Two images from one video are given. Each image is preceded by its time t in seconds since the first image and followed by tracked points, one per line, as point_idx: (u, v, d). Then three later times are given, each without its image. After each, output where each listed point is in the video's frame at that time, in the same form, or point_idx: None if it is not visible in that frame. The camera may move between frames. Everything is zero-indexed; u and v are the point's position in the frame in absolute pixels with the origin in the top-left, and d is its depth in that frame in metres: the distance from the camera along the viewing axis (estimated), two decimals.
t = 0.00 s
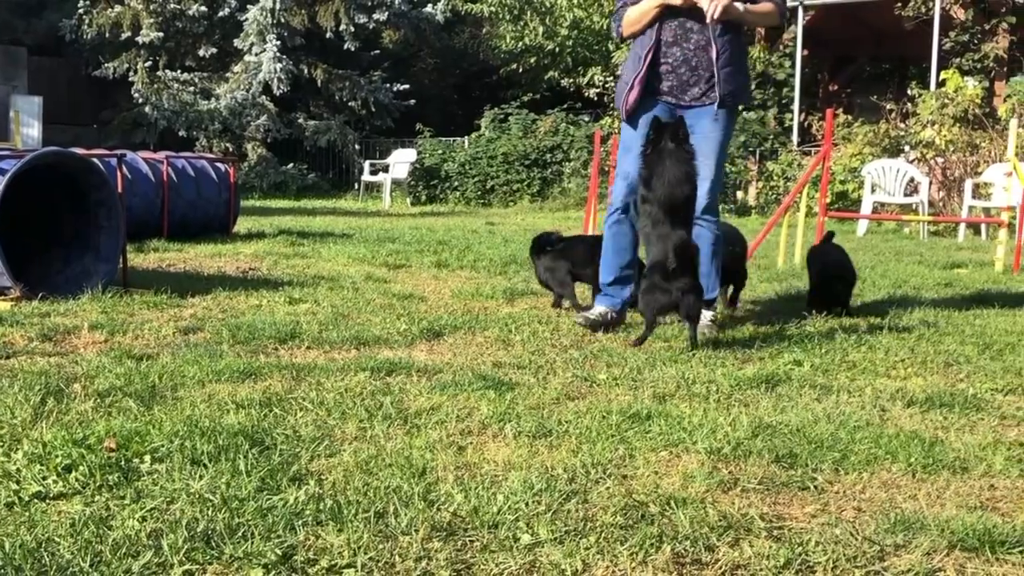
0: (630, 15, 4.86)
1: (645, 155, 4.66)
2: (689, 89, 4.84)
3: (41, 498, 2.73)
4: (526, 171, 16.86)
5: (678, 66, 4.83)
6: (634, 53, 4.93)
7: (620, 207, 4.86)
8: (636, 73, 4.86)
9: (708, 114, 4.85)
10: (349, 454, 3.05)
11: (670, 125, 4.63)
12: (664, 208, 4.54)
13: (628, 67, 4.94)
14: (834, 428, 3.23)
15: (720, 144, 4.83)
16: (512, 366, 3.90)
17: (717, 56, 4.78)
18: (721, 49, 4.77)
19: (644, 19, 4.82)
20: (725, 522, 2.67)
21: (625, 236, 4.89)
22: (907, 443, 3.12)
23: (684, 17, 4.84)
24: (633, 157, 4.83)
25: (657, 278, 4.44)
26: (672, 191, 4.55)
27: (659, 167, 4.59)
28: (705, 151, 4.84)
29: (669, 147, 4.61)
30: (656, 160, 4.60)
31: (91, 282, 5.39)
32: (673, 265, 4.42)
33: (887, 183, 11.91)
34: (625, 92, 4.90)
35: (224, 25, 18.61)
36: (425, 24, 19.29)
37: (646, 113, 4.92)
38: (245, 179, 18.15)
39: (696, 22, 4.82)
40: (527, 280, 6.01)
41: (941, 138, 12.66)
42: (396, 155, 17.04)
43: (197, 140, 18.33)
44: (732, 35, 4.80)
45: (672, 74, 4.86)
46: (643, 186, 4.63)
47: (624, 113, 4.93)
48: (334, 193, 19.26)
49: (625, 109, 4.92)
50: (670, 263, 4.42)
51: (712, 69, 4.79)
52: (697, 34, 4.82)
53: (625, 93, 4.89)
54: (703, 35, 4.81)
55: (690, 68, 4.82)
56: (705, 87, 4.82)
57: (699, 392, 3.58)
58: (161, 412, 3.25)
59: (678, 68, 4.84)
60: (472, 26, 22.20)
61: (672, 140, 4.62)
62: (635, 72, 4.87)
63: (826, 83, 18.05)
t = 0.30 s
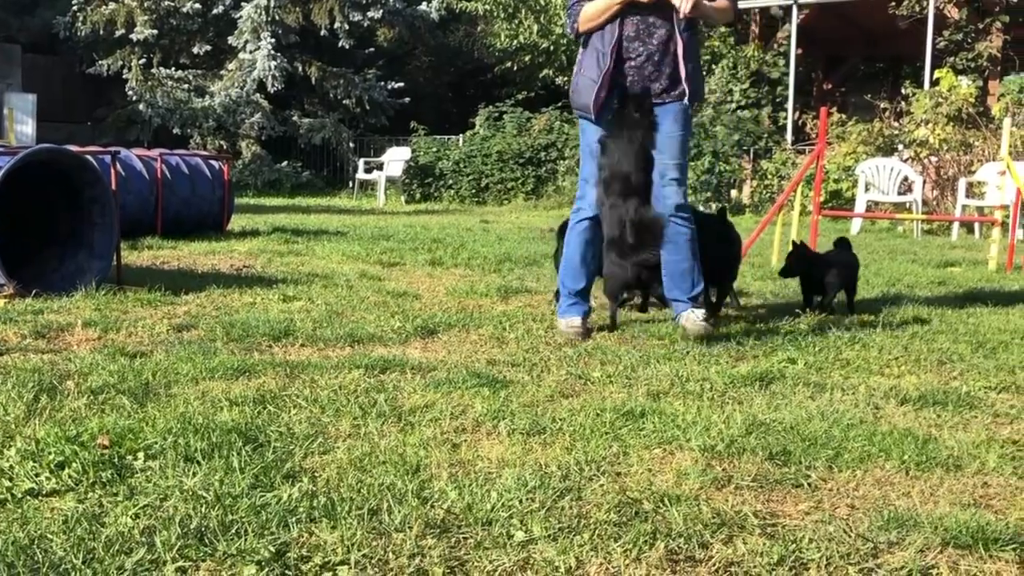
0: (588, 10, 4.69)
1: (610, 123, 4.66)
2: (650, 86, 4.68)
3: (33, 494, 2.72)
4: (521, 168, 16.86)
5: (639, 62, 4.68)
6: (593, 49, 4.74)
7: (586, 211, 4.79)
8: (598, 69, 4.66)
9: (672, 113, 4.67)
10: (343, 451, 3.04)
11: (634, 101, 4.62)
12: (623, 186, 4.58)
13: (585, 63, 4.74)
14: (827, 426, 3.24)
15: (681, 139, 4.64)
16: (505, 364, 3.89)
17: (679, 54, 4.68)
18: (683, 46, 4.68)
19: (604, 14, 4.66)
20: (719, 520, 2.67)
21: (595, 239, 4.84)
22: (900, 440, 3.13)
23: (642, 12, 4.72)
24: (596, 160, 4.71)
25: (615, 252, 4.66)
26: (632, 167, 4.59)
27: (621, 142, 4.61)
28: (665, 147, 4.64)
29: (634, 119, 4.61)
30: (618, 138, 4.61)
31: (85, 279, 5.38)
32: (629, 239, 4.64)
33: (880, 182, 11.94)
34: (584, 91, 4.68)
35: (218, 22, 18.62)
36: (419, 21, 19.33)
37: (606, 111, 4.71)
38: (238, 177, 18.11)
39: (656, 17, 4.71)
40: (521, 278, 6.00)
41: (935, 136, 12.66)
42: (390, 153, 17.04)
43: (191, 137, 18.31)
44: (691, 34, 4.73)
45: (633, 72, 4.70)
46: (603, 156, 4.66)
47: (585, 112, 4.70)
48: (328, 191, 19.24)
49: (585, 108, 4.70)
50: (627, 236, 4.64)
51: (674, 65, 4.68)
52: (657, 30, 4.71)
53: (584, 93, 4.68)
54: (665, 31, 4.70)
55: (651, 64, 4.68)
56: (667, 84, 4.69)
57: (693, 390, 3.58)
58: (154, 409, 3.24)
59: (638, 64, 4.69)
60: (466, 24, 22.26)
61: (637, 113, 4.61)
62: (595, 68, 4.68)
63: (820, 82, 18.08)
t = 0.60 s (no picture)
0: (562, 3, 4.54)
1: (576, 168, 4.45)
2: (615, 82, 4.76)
3: (28, 489, 2.72)
4: (517, 164, 16.86)
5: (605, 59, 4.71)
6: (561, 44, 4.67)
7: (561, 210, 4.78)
8: (570, 64, 4.62)
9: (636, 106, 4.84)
10: (338, 446, 3.04)
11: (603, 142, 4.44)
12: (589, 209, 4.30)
13: (552, 58, 4.69)
14: (823, 420, 3.24)
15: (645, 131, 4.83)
16: (501, 359, 3.89)
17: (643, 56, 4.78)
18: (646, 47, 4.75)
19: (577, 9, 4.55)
20: (715, 513, 2.68)
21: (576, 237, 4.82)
22: (896, 434, 3.14)
23: (607, 10, 4.73)
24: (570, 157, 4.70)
25: (571, 285, 4.31)
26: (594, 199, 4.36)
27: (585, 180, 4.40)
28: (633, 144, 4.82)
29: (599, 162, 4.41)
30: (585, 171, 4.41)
31: (80, 275, 5.37)
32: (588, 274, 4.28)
33: (875, 177, 11.95)
34: (556, 86, 4.64)
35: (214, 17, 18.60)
36: (415, 16, 19.32)
37: (576, 108, 4.71)
38: (233, 172, 18.07)
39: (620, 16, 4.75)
40: (516, 273, 6.00)
41: (930, 131, 12.67)
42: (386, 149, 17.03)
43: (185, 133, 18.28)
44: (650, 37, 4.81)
45: (601, 67, 4.71)
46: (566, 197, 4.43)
47: (559, 108, 4.65)
48: (323, 186, 19.22)
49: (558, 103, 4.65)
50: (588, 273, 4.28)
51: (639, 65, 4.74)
52: (620, 30, 4.75)
53: (556, 87, 4.64)
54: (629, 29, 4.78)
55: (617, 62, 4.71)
56: (629, 80, 4.78)
57: (689, 384, 3.58)
58: (149, 404, 3.24)
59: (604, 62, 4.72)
60: (461, 19, 22.28)
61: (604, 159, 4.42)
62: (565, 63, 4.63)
63: (816, 77, 18.09)
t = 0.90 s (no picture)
0: None
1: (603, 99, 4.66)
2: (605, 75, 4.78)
3: (21, 482, 2.71)
4: (512, 158, 16.89)
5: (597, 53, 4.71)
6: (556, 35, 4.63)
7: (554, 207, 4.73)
8: (569, 57, 4.60)
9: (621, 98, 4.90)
10: (332, 439, 3.03)
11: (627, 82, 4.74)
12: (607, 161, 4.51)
13: (546, 48, 4.64)
14: (817, 414, 3.24)
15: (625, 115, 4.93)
16: (496, 353, 3.89)
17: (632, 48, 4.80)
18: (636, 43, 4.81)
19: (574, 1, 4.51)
20: (708, 506, 2.68)
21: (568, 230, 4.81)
22: (890, 428, 3.14)
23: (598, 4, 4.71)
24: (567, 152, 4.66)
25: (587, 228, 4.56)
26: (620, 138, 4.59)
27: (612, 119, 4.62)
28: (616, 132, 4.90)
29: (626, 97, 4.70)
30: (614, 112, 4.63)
31: (74, 268, 5.36)
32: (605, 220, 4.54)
33: (870, 172, 11.96)
34: (553, 80, 4.57)
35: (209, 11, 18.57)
36: (411, 10, 19.32)
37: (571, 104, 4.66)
38: (229, 166, 18.04)
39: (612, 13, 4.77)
40: (512, 268, 5.99)
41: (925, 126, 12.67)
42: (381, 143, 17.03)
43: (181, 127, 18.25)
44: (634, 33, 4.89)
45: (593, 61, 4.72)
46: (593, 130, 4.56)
47: (558, 102, 4.57)
48: (319, 180, 19.21)
49: (555, 98, 4.58)
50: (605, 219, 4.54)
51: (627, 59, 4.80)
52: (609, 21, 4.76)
53: (554, 81, 4.58)
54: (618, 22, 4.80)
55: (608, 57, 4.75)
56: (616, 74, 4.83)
57: (683, 378, 3.59)
58: (143, 397, 3.23)
59: (595, 55, 4.73)
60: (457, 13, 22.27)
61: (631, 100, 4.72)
62: (562, 57, 4.60)
63: (812, 72, 18.09)
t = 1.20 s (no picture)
0: None
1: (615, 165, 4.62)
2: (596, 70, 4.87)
3: (13, 475, 2.70)
4: (506, 154, 16.81)
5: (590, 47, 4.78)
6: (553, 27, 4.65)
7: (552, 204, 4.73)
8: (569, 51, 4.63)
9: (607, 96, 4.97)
10: (326, 433, 3.03)
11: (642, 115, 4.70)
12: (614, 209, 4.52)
13: (546, 41, 4.65)
14: (811, 409, 3.24)
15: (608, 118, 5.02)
16: (490, 348, 3.88)
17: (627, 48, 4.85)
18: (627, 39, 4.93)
19: None
20: (701, 501, 2.68)
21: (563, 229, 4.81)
22: (883, 423, 3.14)
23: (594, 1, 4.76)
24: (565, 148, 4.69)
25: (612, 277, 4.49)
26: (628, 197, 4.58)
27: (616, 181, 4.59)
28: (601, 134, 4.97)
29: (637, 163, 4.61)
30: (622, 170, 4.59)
31: (67, 262, 5.34)
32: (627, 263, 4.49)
33: (864, 168, 11.98)
34: (553, 74, 4.60)
35: (203, 5, 18.55)
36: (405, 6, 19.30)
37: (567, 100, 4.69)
38: (222, 161, 18.00)
39: (605, 9, 4.87)
40: (505, 263, 5.99)
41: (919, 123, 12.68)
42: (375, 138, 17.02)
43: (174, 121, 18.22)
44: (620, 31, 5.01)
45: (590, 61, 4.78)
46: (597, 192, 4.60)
47: (558, 96, 4.60)
48: (313, 176, 19.18)
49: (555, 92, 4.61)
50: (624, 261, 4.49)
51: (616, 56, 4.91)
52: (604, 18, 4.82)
53: (554, 75, 4.61)
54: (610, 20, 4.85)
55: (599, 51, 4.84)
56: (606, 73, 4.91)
57: (677, 373, 3.59)
58: (136, 391, 3.22)
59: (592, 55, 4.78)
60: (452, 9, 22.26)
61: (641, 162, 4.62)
62: (561, 49, 4.63)
63: (806, 68, 18.10)
